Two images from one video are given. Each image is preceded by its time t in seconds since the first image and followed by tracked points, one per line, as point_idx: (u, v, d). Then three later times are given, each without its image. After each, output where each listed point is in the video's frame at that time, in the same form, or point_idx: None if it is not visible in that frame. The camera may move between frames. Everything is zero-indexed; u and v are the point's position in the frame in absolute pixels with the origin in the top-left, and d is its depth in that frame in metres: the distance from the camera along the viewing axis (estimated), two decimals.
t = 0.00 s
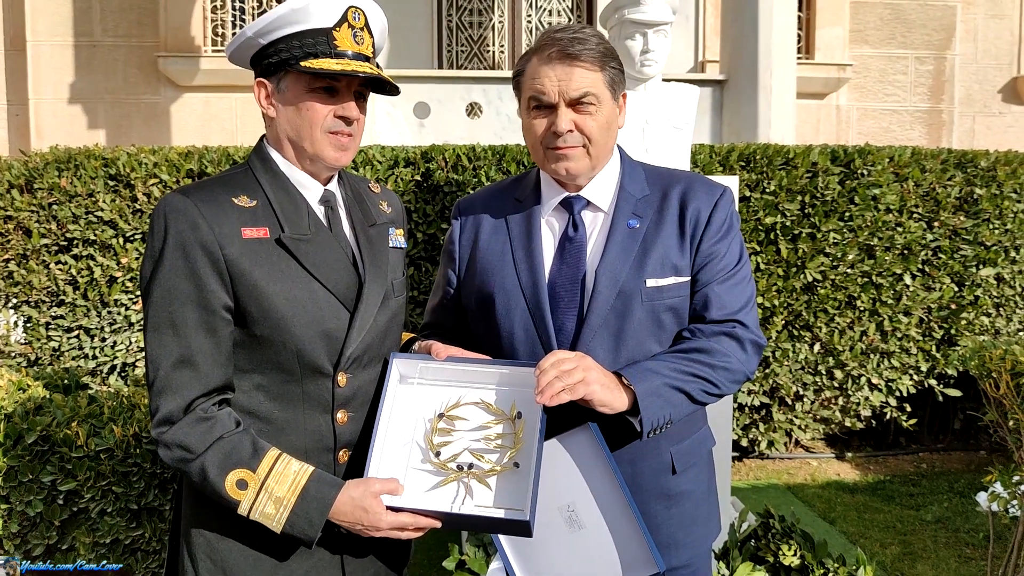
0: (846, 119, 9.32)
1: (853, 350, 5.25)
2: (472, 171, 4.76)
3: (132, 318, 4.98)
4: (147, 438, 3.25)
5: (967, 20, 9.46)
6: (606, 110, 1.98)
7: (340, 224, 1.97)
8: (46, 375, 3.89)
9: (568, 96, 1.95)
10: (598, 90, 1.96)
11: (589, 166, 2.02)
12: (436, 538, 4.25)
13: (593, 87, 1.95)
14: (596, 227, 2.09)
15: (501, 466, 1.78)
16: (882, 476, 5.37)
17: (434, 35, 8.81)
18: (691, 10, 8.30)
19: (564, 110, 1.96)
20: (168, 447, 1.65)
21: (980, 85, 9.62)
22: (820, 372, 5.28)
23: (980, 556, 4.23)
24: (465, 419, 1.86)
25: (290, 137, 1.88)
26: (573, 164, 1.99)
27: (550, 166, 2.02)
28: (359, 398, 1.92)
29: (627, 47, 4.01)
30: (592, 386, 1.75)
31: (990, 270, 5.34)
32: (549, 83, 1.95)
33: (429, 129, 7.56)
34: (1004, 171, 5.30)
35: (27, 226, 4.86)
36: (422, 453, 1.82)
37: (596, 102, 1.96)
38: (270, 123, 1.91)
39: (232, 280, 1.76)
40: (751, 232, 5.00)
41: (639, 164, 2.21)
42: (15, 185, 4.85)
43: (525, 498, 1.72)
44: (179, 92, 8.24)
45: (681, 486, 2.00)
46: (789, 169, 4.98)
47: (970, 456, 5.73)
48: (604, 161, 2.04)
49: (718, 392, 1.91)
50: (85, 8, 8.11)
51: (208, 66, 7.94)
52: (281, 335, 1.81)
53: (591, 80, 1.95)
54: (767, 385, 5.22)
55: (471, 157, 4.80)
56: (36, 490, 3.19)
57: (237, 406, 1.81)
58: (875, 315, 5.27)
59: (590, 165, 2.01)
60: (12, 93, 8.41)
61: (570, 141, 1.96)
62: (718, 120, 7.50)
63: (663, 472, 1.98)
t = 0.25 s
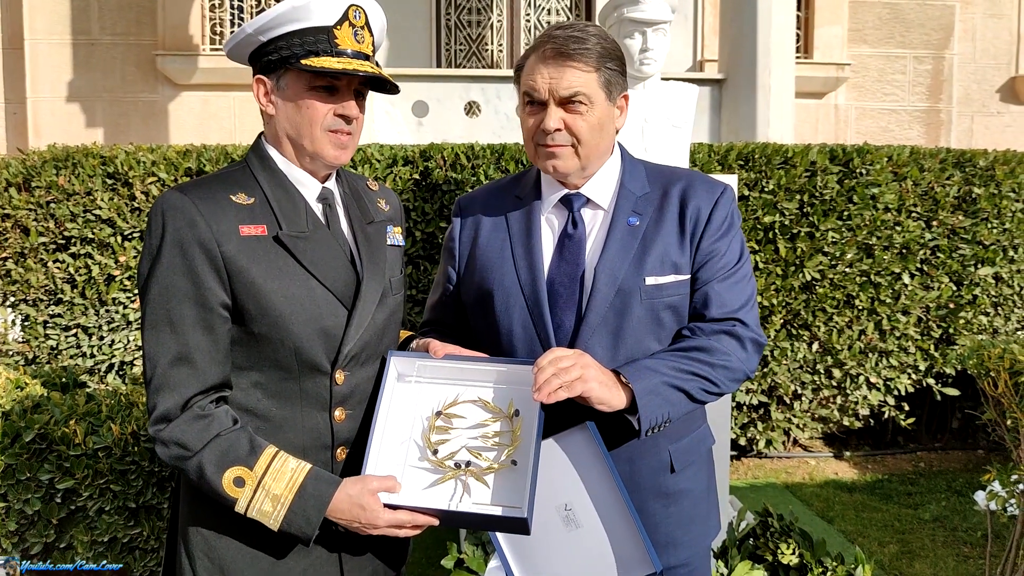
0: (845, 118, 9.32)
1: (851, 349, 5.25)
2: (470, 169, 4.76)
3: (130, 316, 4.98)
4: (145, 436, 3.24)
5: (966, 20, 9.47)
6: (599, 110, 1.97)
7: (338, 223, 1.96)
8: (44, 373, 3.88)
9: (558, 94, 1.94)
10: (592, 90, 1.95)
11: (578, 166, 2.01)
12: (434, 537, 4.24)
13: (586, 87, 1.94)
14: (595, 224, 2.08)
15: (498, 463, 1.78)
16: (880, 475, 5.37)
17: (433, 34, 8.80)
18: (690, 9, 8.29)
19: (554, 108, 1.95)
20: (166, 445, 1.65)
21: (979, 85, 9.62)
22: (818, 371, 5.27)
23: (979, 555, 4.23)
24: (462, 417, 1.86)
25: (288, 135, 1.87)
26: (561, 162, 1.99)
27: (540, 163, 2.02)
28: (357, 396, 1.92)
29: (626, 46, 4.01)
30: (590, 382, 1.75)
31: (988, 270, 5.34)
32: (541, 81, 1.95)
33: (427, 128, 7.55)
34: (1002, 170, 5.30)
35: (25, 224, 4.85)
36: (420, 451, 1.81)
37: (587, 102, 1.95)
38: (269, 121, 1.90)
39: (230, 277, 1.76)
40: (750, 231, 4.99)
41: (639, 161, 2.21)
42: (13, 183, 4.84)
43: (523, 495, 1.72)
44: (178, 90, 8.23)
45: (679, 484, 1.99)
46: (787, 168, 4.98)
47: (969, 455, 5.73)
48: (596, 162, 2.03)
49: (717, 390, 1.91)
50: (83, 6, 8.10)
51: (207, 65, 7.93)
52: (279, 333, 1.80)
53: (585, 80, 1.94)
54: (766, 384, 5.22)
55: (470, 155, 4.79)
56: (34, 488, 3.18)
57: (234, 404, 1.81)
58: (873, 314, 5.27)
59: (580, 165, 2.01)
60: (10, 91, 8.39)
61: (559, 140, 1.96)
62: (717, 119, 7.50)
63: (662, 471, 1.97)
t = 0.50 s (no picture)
0: (844, 117, 9.32)
1: (851, 349, 5.25)
2: (470, 169, 4.76)
3: (130, 315, 4.97)
4: (146, 435, 3.24)
5: (965, 19, 9.48)
6: (601, 109, 1.97)
7: (338, 221, 1.96)
8: (43, 372, 3.88)
9: (561, 93, 1.95)
10: (594, 90, 1.95)
11: (579, 166, 2.01)
12: (434, 536, 4.24)
13: (588, 86, 1.94)
14: (598, 223, 2.08)
15: (499, 462, 1.78)
16: (880, 475, 5.37)
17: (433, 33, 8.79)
18: (690, 8, 8.29)
19: (556, 107, 1.96)
20: (167, 443, 1.65)
21: (978, 85, 9.63)
22: (818, 370, 5.27)
23: (978, 554, 4.24)
24: (463, 415, 1.85)
25: (287, 133, 1.87)
26: (563, 161, 1.99)
27: (542, 161, 2.02)
28: (357, 394, 1.91)
29: (626, 45, 4.02)
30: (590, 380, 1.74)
31: (988, 269, 5.35)
32: (543, 79, 1.96)
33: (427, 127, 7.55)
34: (1002, 170, 5.31)
35: (24, 223, 4.85)
36: (422, 449, 1.81)
37: (589, 101, 1.95)
38: (268, 120, 1.90)
39: (230, 276, 1.76)
40: (750, 230, 4.99)
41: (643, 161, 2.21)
42: (12, 181, 4.84)
43: (523, 494, 1.72)
44: (177, 89, 8.22)
45: (681, 483, 1.99)
46: (787, 167, 4.99)
47: (968, 454, 5.74)
48: (599, 161, 2.03)
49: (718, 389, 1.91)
50: (82, 5, 8.09)
51: (206, 64, 7.92)
52: (279, 332, 1.80)
53: (587, 79, 1.94)
54: (765, 383, 5.22)
55: (470, 154, 4.79)
56: (34, 486, 3.18)
57: (235, 403, 1.80)
58: (873, 314, 5.27)
59: (581, 164, 2.01)
60: (9, 90, 8.39)
61: (560, 138, 1.96)
62: (716, 118, 7.50)
63: (663, 471, 1.97)
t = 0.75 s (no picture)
0: (844, 117, 9.32)
1: (850, 348, 5.25)
2: (470, 168, 4.75)
3: (129, 314, 4.98)
4: (146, 433, 3.24)
5: (964, 19, 9.48)
6: (609, 110, 1.97)
7: (338, 220, 1.96)
8: (43, 370, 3.87)
9: (567, 94, 1.95)
10: (601, 90, 1.95)
11: (587, 166, 2.02)
12: (434, 534, 4.23)
13: (595, 86, 1.94)
14: (608, 224, 2.08)
15: (499, 462, 1.78)
16: (879, 474, 5.37)
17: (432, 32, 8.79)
18: (689, 7, 8.29)
19: (563, 107, 1.97)
20: (167, 441, 1.64)
21: (977, 84, 9.63)
22: (817, 369, 5.27)
23: (977, 553, 4.24)
24: (464, 415, 1.85)
25: (287, 130, 1.87)
26: (570, 162, 2.00)
27: (551, 161, 2.04)
28: (357, 392, 1.91)
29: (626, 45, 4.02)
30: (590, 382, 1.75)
31: (987, 269, 5.35)
32: (551, 79, 1.97)
33: (426, 127, 7.55)
34: (1001, 170, 5.31)
35: (24, 222, 4.84)
36: (422, 447, 1.81)
37: (596, 102, 1.95)
38: (269, 117, 1.90)
39: (231, 274, 1.76)
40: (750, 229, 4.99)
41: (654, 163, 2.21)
42: (11, 180, 4.83)
43: (524, 494, 1.72)
44: (176, 88, 8.21)
45: (685, 487, 1.99)
46: (787, 166, 4.99)
47: (967, 454, 5.74)
48: (608, 162, 2.04)
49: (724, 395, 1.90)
50: (81, 3, 8.08)
51: (206, 62, 7.91)
52: (280, 330, 1.80)
53: (594, 80, 1.94)
54: (765, 382, 5.22)
55: (469, 153, 4.79)
56: (34, 485, 3.18)
57: (235, 401, 1.80)
58: (873, 313, 5.27)
59: (588, 165, 2.01)
60: (8, 89, 8.38)
61: (566, 139, 1.97)
62: (716, 117, 7.50)
63: (665, 474, 1.98)
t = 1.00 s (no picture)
0: (844, 116, 9.33)
1: (851, 347, 5.25)
2: (471, 167, 4.74)
3: (130, 313, 4.97)
4: (147, 432, 3.24)
5: (964, 18, 9.48)
6: (645, 107, 1.97)
7: (342, 219, 1.96)
8: (45, 370, 3.87)
9: (605, 92, 1.95)
10: (638, 87, 1.95)
11: (625, 165, 2.02)
12: (434, 534, 4.23)
13: (632, 84, 1.94)
14: (631, 226, 2.07)
15: (500, 465, 1.78)
16: (879, 473, 5.38)
17: (433, 31, 8.78)
18: (689, 7, 8.29)
19: (601, 106, 1.96)
20: (170, 439, 1.65)
21: (977, 83, 9.63)
22: (817, 368, 5.28)
23: (978, 553, 4.25)
24: (466, 417, 1.86)
25: (293, 131, 1.87)
26: (609, 161, 2.00)
27: (588, 161, 2.03)
28: (360, 392, 1.91)
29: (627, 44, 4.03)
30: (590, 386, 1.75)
31: (988, 268, 5.36)
32: (586, 79, 1.96)
33: (427, 126, 7.55)
34: (1002, 170, 5.31)
35: (24, 221, 4.84)
36: (423, 450, 1.81)
37: (633, 99, 1.95)
38: (275, 116, 1.90)
39: (235, 273, 1.76)
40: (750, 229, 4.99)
41: (688, 164, 2.18)
42: (12, 179, 4.82)
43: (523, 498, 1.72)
44: (176, 87, 8.21)
45: (697, 496, 1.98)
46: (788, 166, 4.99)
47: (967, 453, 5.75)
48: (643, 159, 2.04)
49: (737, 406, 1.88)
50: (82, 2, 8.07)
51: (206, 62, 7.91)
52: (283, 329, 1.80)
53: (630, 76, 1.94)
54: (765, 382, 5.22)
55: (470, 152, 4.77)
56: (36, 484, 3.18)
57: (237, 399, 1.80)
58: (873, 312, 5.27)
59: (628, 163, 2.02)
60: (8, 88, 8.37)
61: (606, 138, 1.96)
62: (716, 117, 7.49)
63: (675, 482, 1.97)
